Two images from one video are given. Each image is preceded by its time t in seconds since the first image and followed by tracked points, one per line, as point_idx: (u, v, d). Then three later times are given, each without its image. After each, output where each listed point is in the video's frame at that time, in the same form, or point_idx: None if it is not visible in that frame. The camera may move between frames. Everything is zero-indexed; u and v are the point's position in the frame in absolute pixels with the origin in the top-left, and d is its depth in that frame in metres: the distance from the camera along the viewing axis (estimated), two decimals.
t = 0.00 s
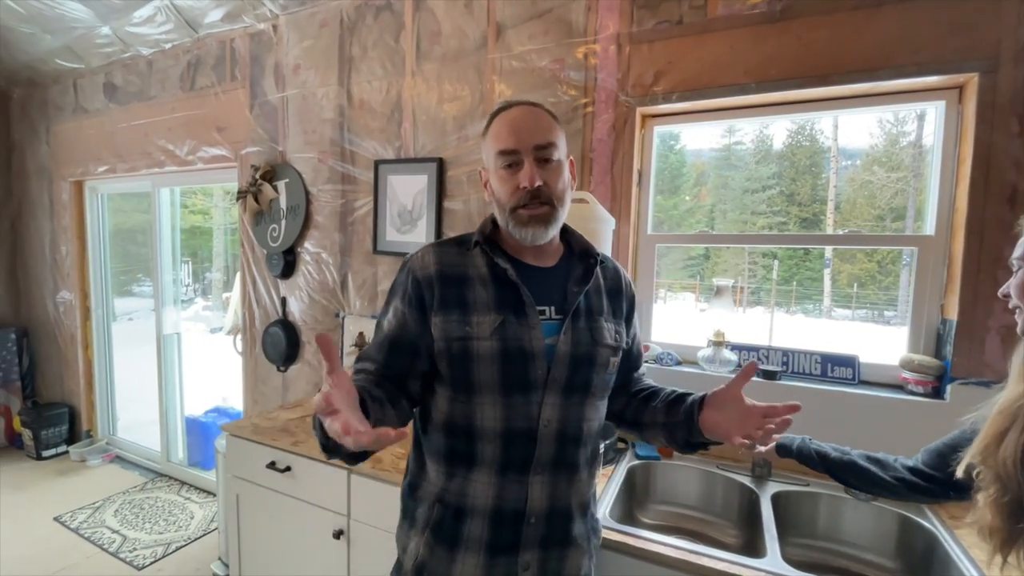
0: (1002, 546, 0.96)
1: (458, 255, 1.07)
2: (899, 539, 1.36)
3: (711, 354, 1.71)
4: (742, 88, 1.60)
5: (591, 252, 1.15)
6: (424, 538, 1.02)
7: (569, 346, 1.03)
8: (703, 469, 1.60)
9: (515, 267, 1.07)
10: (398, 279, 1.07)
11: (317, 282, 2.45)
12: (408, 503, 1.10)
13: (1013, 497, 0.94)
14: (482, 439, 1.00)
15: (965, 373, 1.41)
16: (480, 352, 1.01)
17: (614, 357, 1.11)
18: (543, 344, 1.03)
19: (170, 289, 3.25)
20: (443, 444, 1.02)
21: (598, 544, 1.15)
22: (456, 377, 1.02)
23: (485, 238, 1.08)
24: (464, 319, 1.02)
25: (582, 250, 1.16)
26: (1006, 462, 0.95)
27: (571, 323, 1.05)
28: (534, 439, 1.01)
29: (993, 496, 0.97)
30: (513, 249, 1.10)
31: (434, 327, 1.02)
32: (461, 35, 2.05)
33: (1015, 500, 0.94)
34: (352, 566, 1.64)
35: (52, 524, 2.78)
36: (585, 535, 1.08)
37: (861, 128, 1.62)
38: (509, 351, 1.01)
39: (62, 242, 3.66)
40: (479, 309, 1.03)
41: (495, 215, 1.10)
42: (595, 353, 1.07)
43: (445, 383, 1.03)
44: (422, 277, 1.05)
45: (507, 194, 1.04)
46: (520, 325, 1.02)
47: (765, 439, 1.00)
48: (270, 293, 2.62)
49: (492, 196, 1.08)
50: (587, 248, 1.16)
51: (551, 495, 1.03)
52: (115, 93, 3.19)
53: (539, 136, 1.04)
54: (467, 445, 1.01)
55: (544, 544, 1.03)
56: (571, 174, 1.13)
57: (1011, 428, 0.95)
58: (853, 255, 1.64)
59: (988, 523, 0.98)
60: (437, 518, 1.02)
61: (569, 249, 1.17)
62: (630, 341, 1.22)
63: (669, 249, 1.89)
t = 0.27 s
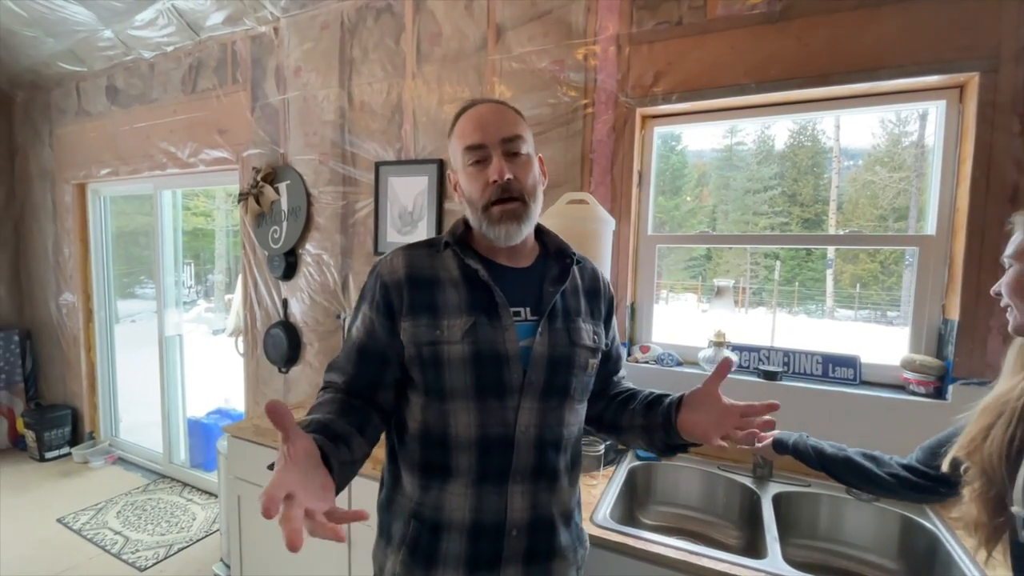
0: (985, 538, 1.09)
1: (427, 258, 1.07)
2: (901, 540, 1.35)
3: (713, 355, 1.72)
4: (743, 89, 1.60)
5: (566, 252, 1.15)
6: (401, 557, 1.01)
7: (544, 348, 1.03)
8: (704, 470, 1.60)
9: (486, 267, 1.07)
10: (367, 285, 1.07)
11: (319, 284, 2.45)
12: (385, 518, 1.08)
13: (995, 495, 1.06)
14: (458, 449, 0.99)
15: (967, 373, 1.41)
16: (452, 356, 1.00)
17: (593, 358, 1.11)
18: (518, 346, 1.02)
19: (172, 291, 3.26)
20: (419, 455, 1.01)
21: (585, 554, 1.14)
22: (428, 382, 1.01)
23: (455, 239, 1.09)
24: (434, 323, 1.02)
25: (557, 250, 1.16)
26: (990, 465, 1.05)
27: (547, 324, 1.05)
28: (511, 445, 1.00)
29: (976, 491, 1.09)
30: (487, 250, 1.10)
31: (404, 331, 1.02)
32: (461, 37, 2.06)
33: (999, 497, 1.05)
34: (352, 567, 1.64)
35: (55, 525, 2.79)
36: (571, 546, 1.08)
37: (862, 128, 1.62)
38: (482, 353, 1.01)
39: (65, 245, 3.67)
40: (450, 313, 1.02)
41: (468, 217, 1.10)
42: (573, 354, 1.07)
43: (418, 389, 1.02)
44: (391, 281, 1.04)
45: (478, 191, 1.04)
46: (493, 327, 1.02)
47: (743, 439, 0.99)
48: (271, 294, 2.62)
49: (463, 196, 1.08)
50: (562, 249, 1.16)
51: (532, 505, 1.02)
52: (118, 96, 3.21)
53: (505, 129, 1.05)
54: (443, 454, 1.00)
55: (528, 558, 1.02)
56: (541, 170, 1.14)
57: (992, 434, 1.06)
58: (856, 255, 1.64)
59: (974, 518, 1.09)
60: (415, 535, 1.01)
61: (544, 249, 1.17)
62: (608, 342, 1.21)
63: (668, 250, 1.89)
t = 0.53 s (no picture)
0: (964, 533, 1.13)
1: (392, 261, 1.07)
2: (901, 540, 1.35)
3: (712, 355, 1.70)
4: (741, 89, 1.60)
5: (539, 252, 1.14)
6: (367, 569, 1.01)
7: (511, 352, 1.03)
8: (703, 471, 1.60)
9: (452, 269, 1.07)
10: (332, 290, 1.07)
11: (318, 285, 2.45)
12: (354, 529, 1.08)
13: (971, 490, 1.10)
14: (423, 459, 0.99)
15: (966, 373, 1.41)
16: (415, 362, 1.00)
17: (567, 362, 1.10)
18: (484, 351, 1.02)
19: (173, 292, 3.26)
20: (385, 464, 1.02)
21: (563, 566, 1.13)
22: (392, 388, 1.01)
23: (420, 240, 1.08)
24: (397, 328, 1.01)
25: (531, 250, 1.15)
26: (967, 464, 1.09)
27: (515, 328, 1.05)
28: (477, 454, 1.00)
29: (955, 487, 1.13)
30: (457, 251, 1.10)
31: (367, 336, 1.02)
32: (461, 38, 2.06)
33: (975, 491, 1.10)
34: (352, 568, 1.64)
35: (55, 527, 2.79)
36: (545, 557, 1.07)
37: (862, 128, 1.62)
38: (446, 358, 1.00)
39: (65, 246, 3.68)
40: (414, 317, 1.02)
41: (438, 216, 1.09)
42: (543, 358, 1.06)
43: (383, 396, 1.02)
44: (355, 285, 1.04)
45: (449, 190, 1.04)
46: (458, 331, 1.02)
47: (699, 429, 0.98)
48: (271, 295, 2.63)
49: (433, 195, 1.07)
50: (536, 249, 1.14)
51: (501, 516, 1.02)
52: (118, 98, 3.21)
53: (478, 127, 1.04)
54: (408, 463, 1.00)
55: (498, 568, 1.02)
56: (514, 171, 1.14)
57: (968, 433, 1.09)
58: (857, 255, 1.64)
59: (954, 513, 1.14)
60: (381, 548, 1.01)
61: (518, 249, 1.16)
62: (586, 344, 1.20)
63: (671, 249, 1.89)
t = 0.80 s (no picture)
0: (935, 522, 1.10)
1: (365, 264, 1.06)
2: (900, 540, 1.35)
3: (711, 355, 1.69)
4: (740, 89, 1.61)
5: (516, 251, 1.13)
6: None
7: (486, 355, 1.03)
8: (702, 471, 1.60)
9: (425, 271, 1.07)
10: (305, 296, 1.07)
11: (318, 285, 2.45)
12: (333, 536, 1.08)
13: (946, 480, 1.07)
14: (399, 465, 0.99)
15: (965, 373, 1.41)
16: (387, 367, 1.00)
17: (547, 363, 1.10)
18: (458, 355, 1.03)
19: (172, 293, 3.26)
20: (362, 470, 1.02)
21: (546, 569, 1.13)
22: (366, 395, 1.01)
23: (391, 243, 1.07)
24: (370, 333, 1.02)
25: (509, 248, 1.14)
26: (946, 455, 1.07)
27: (491, 330, 1.05)
28: (453, 460, 1.01)
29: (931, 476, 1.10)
30: (434, 254, 1.09)
31: (339, 340, 1.01)
32: (460, 39, 2.06)
33: (950, 481, 1.07)
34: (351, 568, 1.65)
35: (54, 527, 2.79)
36: (528, 561, 1.07)
37: (862, 129, 1.62)
38: (419, 363, 1.01)
39: (64, 247, 3.67)
40: (387, 321, 1.02)
41: (427, 206, 1.06)
42: (521, 361, 1.07)
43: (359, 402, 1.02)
44: (326, 289, 1.04)
45: (451, 187, 1.01)
46: (431, 336, 1.02)
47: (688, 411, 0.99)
48: (271, 296, 2.63)
49: (430, 184, 1.04)
50: (513, 247, 1.14)
51: (480, 521, 1.02)
52: (117, 98, 3.21)
53: (491, 130, 1.04)
54: (384, 470, 1.01)
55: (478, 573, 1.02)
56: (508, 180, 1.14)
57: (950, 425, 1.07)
58: (856, 256, 1.64)
59: (926, 502, 1.11)
60: (359, 555, 1.01)
61: (497, 247, 1.16)
62: (569, 344, 1.20)
63: (674, 249, 1.88)
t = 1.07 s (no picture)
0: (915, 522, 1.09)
1: (361, 263, 1.05)
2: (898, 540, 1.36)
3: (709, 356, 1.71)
4: (739, 90, 1.61)
5: (517, 253, 1.14)
6: None
7: (488, 357, 1.03)
8: (701, 471, 1.60)
9: (427, 272, 1.06)
10: (295, 290, 1.03)
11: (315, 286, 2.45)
12: (330, 544, 1.06)
13: (931, 479, 1.07)
14: (400, 471, 0.98)
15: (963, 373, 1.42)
16: (390, 368, 0.99)
17: (547, 365, 1.12)
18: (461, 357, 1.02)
19: (169, 293, 3.25)
20: (358, 476, 1.00)
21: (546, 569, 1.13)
22: (361, 397, 0.99)
23: (394, 243, 1.06)
24: (372, 334, 1.01)
25: (509, 250, 1.15)
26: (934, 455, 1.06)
27: (493, 332, 1.06)
28: (455, 463, 1.00)
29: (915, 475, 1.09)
30: (445, 255, 1.09)
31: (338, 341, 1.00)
32: (459, 39, 2.06)
33: (935, 481, 1.06)
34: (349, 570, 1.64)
35: (49, 529, 2.77)
36: (530, 563, 1.07)
37: (859, 130, 1.63)
38: (423, 365, 1.00)
39: (60, 247, 3.66)
40: (389, 322, 1.02)
41: (445, 207, 1.05)
42: (522, 362, 1.08)
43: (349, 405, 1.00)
44: (326, 288, 1.02)
45: (473, 190, 1.01)
46: (434, 337, 1.02)
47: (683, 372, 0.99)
48: (268, 296, 2.62)
49: (450, 185, 1.03)
50: (514, 249, 1.15)
51: (483, 525, 1.02)
52: (114, 97, 3.20)
53: (516, 139, 1.04)
54: (383, 475, 0.99)
55: None
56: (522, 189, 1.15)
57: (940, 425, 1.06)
58: (853, 257, 1.64)
59: (908, 500, 1.10)
60: (358, 562, 0.99)
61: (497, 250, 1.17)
62: (568, 345, 1.22)
63: (671, 250, 1.88)
